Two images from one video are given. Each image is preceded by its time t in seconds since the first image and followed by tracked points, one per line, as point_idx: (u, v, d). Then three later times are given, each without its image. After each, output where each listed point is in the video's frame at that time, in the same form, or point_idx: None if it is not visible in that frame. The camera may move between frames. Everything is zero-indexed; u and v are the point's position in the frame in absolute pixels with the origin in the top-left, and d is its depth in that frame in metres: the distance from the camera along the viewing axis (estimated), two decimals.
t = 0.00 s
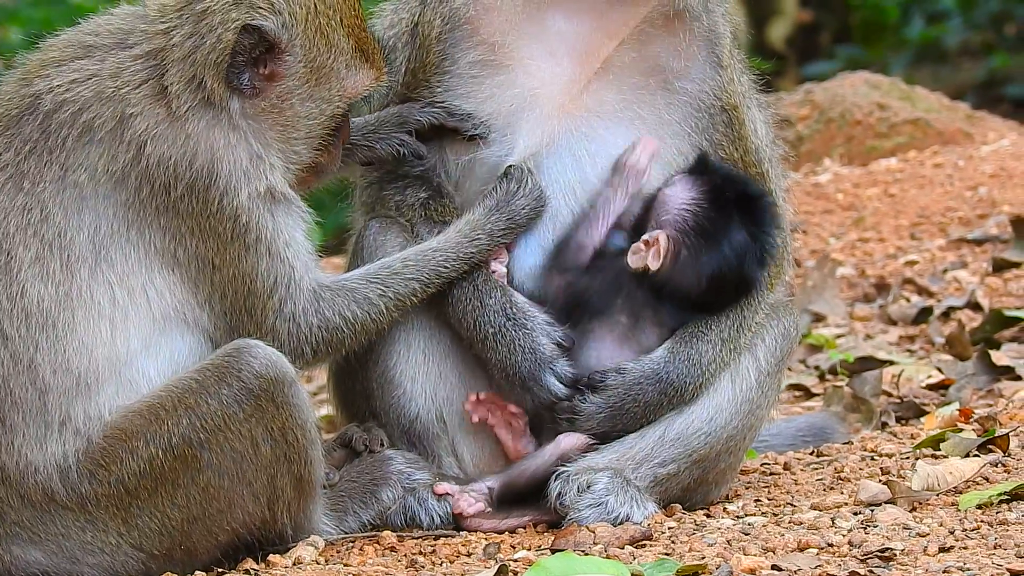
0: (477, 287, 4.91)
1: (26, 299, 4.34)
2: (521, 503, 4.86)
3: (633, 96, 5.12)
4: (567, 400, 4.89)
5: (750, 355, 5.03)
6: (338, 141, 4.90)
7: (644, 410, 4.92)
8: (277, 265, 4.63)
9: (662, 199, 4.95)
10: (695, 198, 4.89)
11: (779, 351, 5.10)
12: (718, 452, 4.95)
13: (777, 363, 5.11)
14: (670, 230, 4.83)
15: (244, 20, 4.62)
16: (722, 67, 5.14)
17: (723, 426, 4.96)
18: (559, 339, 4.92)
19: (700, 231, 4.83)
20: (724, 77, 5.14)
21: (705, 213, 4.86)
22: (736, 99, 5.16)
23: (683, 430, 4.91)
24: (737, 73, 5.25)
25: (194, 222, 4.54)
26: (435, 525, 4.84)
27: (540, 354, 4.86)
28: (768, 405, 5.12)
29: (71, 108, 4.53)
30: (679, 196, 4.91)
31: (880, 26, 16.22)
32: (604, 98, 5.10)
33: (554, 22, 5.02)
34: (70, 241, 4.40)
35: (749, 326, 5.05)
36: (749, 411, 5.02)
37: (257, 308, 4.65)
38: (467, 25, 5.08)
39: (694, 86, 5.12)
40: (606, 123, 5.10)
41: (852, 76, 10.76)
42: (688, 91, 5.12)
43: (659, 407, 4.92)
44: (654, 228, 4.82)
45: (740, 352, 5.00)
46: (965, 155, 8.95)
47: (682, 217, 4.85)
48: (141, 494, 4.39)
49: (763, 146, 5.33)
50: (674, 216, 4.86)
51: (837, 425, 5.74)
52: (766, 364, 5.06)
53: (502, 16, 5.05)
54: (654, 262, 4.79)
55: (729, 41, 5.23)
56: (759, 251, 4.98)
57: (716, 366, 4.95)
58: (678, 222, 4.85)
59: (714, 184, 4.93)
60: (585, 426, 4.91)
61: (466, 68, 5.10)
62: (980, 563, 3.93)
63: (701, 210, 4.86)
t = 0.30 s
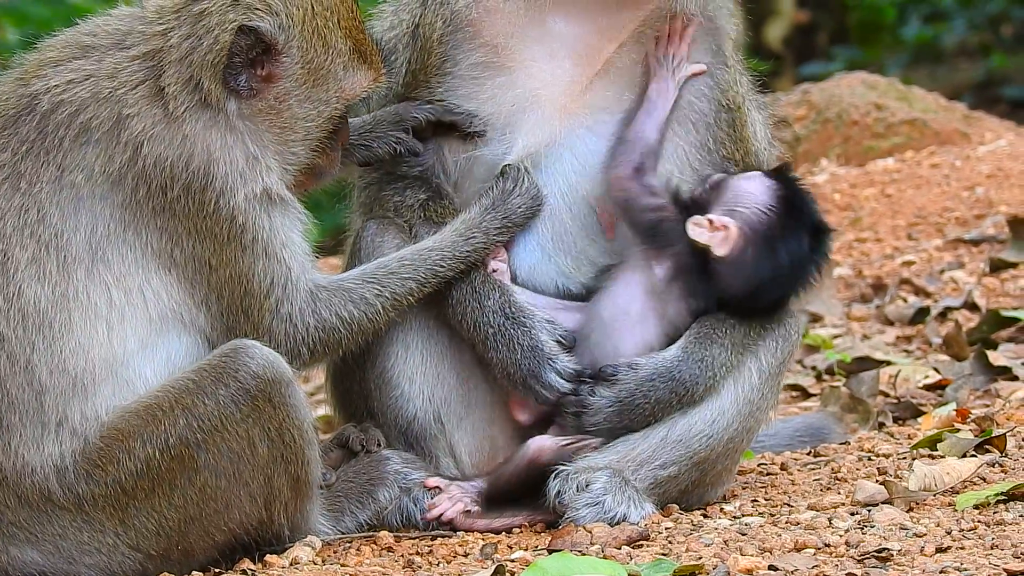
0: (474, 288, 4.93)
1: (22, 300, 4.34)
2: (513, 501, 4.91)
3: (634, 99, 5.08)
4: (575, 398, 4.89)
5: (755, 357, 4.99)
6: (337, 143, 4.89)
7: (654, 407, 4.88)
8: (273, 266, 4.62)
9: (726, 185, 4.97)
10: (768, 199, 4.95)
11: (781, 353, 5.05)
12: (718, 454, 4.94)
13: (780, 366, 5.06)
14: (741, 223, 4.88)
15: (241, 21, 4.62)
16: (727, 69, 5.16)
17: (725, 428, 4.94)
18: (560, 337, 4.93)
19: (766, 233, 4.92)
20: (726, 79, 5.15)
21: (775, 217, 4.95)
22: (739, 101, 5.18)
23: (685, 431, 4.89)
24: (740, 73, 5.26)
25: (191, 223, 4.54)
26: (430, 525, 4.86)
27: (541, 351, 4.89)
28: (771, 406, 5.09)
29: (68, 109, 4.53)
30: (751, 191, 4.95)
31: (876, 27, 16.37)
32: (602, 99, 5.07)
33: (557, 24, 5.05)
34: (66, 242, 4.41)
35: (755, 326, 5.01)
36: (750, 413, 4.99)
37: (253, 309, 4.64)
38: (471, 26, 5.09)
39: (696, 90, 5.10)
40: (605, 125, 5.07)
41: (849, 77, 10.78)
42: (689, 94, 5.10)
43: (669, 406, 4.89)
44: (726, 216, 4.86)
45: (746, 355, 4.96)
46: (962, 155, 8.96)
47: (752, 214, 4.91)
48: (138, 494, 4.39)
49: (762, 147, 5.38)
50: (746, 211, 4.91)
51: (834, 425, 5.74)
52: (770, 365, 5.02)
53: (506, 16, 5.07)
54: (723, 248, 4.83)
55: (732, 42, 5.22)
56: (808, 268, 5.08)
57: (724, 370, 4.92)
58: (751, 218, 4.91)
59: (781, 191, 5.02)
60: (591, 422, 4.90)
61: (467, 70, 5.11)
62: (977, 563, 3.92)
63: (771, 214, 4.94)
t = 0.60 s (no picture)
0: (472, 286, 4.91)
1: (21, 300, 4.34)
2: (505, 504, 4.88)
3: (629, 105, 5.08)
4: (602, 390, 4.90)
5: (764, 357, 5.01)
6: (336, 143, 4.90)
7: (681, 399, 4.88)
8: (271, 267, 4.63)
9: (677, 172, 4.90)
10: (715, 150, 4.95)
11: (786, 356, 5.10)
12: (722, 456, 4.95)
13: (783, 369, 5.10)
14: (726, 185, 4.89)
15: (240, 24, 4.64)
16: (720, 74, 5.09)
17: (730, 429, 4.95)
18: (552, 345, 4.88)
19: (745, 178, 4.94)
20: (722, 87, 5.10)
21: (734, 156, 4.96)
22: (734, 105, 5.16)
23: (692, 431, 4.91)
24: (736, 77, 5.23)
25: (189, 224, 4.54)
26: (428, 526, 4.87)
27: (532, 359, 4.83)
28: (772, 412, 5.11)
29: (66, 110, 4.54)
30: (701, 158, 4.92)
31: (875, 27, 16.52)
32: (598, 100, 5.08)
33: (552, 25, 5.08)
34: (65, 243, 4.41)
35: (770, 323, 5.05)
36: (754, 415, 5.00)
37: (252, 309, 4.64)
38: (467, 25, 5.12)
39: (691, 95, 5.07)
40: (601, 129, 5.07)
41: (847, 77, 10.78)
42: (683, 99, 5.08)
43: (696, 397, 4.89)
44: (712, 188, 4.87)
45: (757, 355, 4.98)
46: (961, 156, 8.96)
47: (726, 170, 4.92)
48: (137, 494, 4.39)
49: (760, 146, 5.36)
50: (722, 172, 4.91)
51: (832, 426, 5.75)
52: (776, 366, 5.05)
53: (501, 18, 5.10)
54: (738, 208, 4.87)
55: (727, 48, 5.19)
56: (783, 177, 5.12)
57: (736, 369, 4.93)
58: (727, 176, 4.91)
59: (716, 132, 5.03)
60: (620, 414, 4.88)
61: (463, 69, 5.13)
62: (975, 564, 3.92)
63: (733, 157, 4.95)
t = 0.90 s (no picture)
0: (472, 285, 4.93)
1: (19, 300, 4.34)
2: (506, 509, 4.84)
3: (624, 100, 5.09)
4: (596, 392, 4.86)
5: (759, 355, 5.01)
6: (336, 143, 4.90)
7: (674, 400, 4.86)
8: (270, 266, 4.63)
9: (671, 197, 4.89)
10: (707, 171, 4.92)
11: (783, 357, 5.10)
12: (718, 455, 4.95)
13: (779, 369, 5.10)
14: (721, 212, 4.87)
15: (239, 24, 4.63)
16: (714, 70, 5.14)
17: (726, 429, 4.95)
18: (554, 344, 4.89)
19: (740, 198, 4.93)
20: (717, 82, 5.15)
21: (725, 175, 4.93)
22: (729, 101, 5.17)
23: (686, 431, 4.90)
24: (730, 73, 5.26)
25: (187, 225, 4.54)
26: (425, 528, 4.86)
27: (535, 356, 4.85)
28: (768, 412, 5.10)
29: (65, 111, 4.53)
30: (695, 181, 4.90)
31: (875, 27, 16.44)
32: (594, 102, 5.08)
33: (541, 26, 5.05)
34: (63, 242, 4.41)
35: (763, 321, 5.05)
36: (750, 415, 5.00)
37: (252, 309, 4.65)
38: (460, 26, 5.10)
39: (688, 87, 5.11)
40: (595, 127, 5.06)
41: (846, 77, 10.78)
42: (680, 93, 5.11)
43: (688, 398, 4.87)
44: (707, 218, 4.83)
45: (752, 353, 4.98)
46: (959, 157, 8.96)
47: (719, 196, 4.89)
48: (135, 495, 4.38)
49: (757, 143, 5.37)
50: (716, 198, 4.89)
51: (831, 427, 5.75)
52: (772, 365, 5.06)
53: (491, 20, 5.08)
54: (735, 240, 4.82)
55: (720, 44, 5.25)
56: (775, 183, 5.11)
57: (734, 366, 4.92)
58: (719, 203, 4.89)
59: (702, 148, 4.99)
60: (612, 416, 4.86)
61: (456, 70, 5.12)
62: (972, 564, 3.93)
63: (724, 178, 4.92)
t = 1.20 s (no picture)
0: (461, 293, 4.94)
1: (15, 300, 4.33)
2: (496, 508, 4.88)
3: (619, 108, 5.09)
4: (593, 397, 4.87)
5: (758, 359, 5.02)
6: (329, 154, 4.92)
7: (671, 406, 4.88)
8: (258, 274, 4.62)
9: (648, 223, 4.88)
10: (672, 186, 4.95)
11: (782, 362, 5.11)
12: (716, 459, 4.95)
13: (778, 373, 5.11)
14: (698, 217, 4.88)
15: (243, 36, 4.65)
16: (709, 75, 5.14)
17: (723, 433, 4.95)
18: (539, 354, 4.89)
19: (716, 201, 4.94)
20: (712, 87, 5.14)
21: (696, 184, 4.95)
22: (726, 106, 5.16)
23: (683, 436, 4.91)
24: (728, 77, 5.23)
25: (182, 227, 4.54)
26: (422, 527, 4.85)
27: (517, 366, 4.85)
28: (767, 417, 5.13)
29: (62, 111, 4.53)
30: (662, 200, 4.92)
31: (871, 29, 16.62)
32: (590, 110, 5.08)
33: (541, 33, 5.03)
34: (59, 242, 4.40)
35: (763, 328, 5.04)
36: (748, 419, 5.01)
37: (236, 315, 4.65)
38: (460, 36, 5.09)
39: (680, 92, 5.11)
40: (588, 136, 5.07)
41: (843, 78, 10.79)
42: (673, 98, 5.10)
43: (686, 404, 4.89)
44: (688, 229, 4.85)
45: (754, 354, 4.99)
46: (956, 157, 8.97)
47: (692, 205, 4.90)
48: (131, 494, 4.38)
49: (759, 148, 5.32)
50: (690, 208, 4.90)
51: (828, 428, 5.75)
52: (771, 370, 5.07)
53: (492, 29, 5.06)
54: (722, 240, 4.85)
55: (717, 48, 5.23)
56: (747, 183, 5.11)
57: (736, 366, 4.93)
58: (693, 216, 4.88)
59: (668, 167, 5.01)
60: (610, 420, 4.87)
61: (455, 76, 5.11)
62: (968, 565, 3.93)
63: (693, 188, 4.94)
